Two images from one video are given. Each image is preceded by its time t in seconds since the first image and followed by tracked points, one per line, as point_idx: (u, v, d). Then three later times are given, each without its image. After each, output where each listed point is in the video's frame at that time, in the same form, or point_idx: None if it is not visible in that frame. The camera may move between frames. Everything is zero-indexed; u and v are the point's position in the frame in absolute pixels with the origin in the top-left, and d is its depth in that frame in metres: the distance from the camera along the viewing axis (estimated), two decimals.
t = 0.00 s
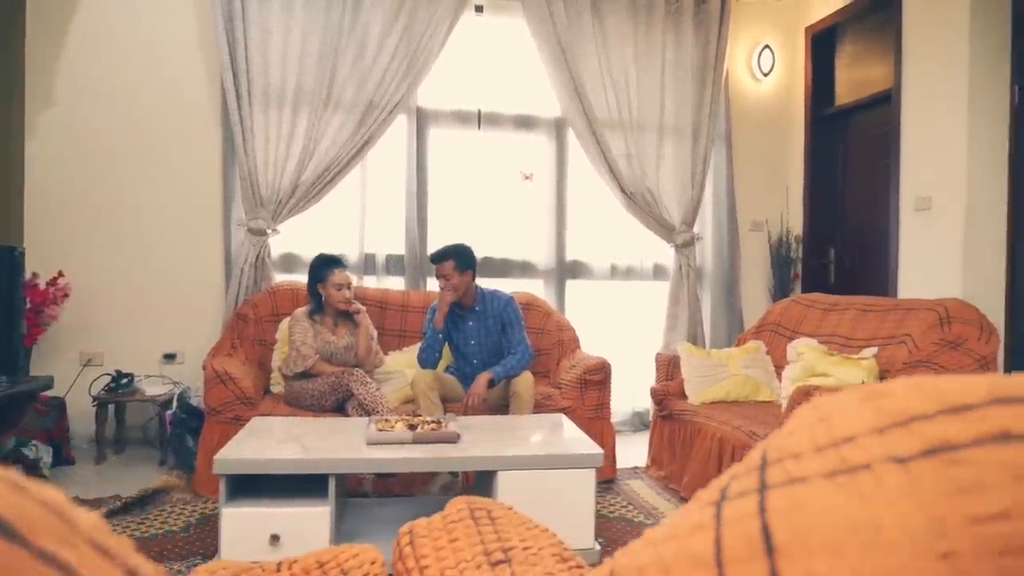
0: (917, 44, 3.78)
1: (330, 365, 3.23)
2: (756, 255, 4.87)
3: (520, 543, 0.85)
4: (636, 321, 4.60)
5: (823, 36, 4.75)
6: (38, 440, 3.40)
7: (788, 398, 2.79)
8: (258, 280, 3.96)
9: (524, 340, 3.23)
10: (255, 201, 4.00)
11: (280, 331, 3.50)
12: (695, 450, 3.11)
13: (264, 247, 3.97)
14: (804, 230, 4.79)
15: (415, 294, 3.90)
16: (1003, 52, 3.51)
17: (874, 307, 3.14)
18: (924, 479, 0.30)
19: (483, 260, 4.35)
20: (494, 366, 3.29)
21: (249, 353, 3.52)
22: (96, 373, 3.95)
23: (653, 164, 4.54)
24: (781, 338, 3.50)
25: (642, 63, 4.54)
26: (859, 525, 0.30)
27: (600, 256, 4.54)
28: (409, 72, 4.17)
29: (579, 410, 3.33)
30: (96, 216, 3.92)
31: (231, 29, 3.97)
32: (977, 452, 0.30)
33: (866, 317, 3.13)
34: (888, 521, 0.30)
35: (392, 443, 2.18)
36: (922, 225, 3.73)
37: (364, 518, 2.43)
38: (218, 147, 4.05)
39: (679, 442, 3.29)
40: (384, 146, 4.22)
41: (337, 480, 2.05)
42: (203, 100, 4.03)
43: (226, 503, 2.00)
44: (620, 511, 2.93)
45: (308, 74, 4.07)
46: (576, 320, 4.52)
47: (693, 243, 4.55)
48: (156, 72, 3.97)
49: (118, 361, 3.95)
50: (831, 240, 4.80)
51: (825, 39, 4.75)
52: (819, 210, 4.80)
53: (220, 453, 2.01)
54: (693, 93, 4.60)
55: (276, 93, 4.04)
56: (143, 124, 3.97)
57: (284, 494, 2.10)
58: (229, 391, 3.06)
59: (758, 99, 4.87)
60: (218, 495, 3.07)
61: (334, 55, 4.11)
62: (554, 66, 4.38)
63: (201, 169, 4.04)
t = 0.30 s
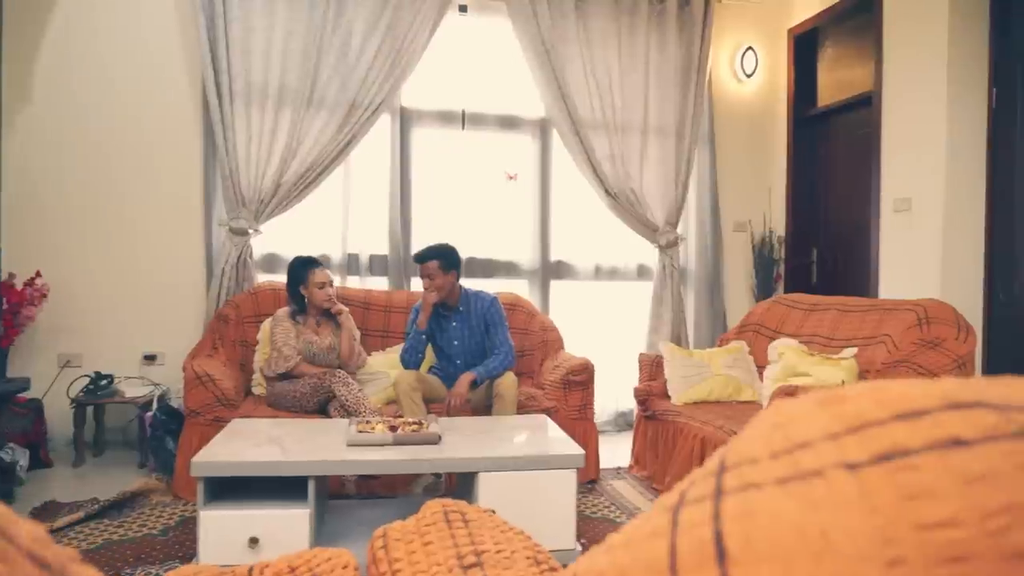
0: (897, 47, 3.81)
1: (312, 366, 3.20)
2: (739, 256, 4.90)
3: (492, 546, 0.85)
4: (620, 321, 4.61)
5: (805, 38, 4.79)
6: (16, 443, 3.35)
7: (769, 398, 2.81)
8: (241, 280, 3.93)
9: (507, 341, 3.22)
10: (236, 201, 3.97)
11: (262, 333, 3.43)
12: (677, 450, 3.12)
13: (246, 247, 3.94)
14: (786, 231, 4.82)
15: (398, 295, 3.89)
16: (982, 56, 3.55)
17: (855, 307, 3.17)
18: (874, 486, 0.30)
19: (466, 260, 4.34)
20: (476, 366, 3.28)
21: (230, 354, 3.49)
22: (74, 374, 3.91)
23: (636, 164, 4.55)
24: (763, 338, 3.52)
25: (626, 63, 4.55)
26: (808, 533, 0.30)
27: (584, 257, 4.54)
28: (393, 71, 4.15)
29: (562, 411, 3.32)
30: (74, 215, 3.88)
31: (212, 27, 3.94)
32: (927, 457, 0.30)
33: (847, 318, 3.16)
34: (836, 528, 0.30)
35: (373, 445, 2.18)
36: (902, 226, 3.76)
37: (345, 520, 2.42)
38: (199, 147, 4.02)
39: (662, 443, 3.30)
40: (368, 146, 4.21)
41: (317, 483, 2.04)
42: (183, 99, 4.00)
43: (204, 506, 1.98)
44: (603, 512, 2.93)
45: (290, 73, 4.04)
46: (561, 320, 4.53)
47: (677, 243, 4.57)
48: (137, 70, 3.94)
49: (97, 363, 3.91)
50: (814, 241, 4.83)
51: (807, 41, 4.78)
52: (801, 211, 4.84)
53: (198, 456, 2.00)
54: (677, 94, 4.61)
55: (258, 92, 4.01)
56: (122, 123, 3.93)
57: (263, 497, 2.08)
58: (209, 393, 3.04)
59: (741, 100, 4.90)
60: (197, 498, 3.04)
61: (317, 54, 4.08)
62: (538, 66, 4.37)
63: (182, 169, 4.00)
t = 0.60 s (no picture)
0: (886, 48, 3.83)
1: (301, 367, 3.19)
2: (729, 256, 4.91)
3: (474, 550, 0.85)
4: (610, 322, 4.62)
5: (795, 39, 4.80)
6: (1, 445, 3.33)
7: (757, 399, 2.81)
8: (229, 281, 3.91)
9: (497, 342, 3.21)
10: (225, 201, 3.95)
11: (250, 334, 3.40)
12: (666, 450, 3.12)
13: (234, 247, 3.92)
14: (776, 231, 4.84)
15: (388, 295, 3.87)
16: (969, 57, 3.56)
17: (843, 308, 3.18)
18: (842, 496, 0.30)
19: (456, 260, 4.33)
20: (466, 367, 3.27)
21: (219, 355, 3.47)
22: (61, 376, 3.88)
23: (626, 165, 4.55)
24: (753, 339, 3.52)
25: (616, 64, 4.55)
26: (775, 541, 0.30)
27: (574, 257, 4.54)
28: (382, 71, 4.14)
29: (552, 411, 3.32)
30: (61, 216, 3.86)
31: (200, 26, 3.92)
32: (894, 466, 0.30)
33: (836, 319, 3.16)
34: (802, 538, 0.29)
35: (360, 446, 2.17)
36: (890, 227, 3.78)
37: (333, 522, 2.41)
38: (186, 147, 4.00)
39: (651, 443, 3.30)
40: (357, 146, 4.19)
41: (303, 485, 2.03)
42: (171, 98, 3.98)
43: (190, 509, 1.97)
44: (591, 512, 2.93)
45: (279, 72, 4.02)
46: (551, 321, 4.53)
47: (667, 244, 4.57)
48: (124, 70, 3.92)
49: (83, 365, 3.89)
50: (803, 241, 4.84)
51: (797, 43, 4.80)
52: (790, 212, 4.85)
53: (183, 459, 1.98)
54: (667, 94, 4.61)
55: (246, 91, 3.99)
56: (109, 123, 3.91)
57: (250, 499, 2.07)
58: (196, 394, 3.03)
59: (731, 101, 4.91)
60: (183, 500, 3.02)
61: (306, 53, 4.06)
62: (529, 67, 4.37)
63: (169, 169, 3.98)
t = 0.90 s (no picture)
0: (878, 50, 3.83)
1: (292, 368, 3.17)
2: (723, 256, 4.91)
3: (458, 556, 0.84)
4: (604, 323, 4.61)
5: (788, 40, 4.81)
6: None
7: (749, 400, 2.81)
8: (221, 281, 3.89)
9: (489, 343, 3.20)
10: (216, 201, 3.94)
11: (242, 336, 3.39)
12: (659, 451, 3.12)
13: (226, 248, 3.90)
14: (769, 232, 4.84)
15: (380, 296, 3.86)
16: (961, 59, 3.57)
17: (836, 309, 3.18)
18: (811, 509, 0.29)
19: (449, 261, 4.32)
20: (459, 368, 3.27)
21: (210, 356, 3.45)
22: (51, 377, 3.86)
23: (620, 165, 4.55)
24: (746, 340, 3.52)
25: (609, 64, 4.54)
26: (740, 555, 0.29)
27: (568, 258, 4.54)
28: (375, 71, 4.13)
29: (544, 412, 3.31)
30: (51, 216, 3.84)
31: (191, 26, 3.91)
32: (863, 478, 0.29)
33: (828, 320, 3.17)
34: (768, 552, 0.29)
35: (350, 448, 2.16)
36: (883, 228, 3.78)
37: (323, 524, 2.40)
38: (178, 148, 3.98)
39: (644, 444, 3.29)
40: (350, 146, 4.18)
41: (293, 487, 2.02)
42: (162, 99, 3.96)
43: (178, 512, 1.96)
44: (584, 514, 2.93)
45: (271, 72, 4.01)
46: (544, 322, 4.52)
47: (660, 244, 4.56)
48: (115, 70, 3.90)
49: (74, 366, 3.87)
50: (796, 242, 4.84)
51: (790, 44, 4.80)
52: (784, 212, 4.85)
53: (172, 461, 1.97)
54: (661, 95, 4.61)
55: (238, 91, 3.98)
56: (100, 123, 3.89)
57: (239, 502, 2.06)
58: (187, 396, 3.01)
59: (724, 102, 4.91)
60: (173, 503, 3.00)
61: (298, 54, 4.05)
62: (522, 67, 4.36)
63: (160, 170, 3.96)
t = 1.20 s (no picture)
0: (872, 50, 3.83)
1: (283, 369, 3.16)
2: (716, 256, 4.91)
3: (439, 560, 0.83)
4: (597, 323, 4.61)
5: (782, 40, 4.81)
6: None
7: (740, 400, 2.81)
8: (213, 282, 3.88)
9: (481, 344, 3.19)
10: (208, 202, 3.93)
11: (233, 337, 3.38)
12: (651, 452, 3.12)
13: (218, 248, 3.89)
14: (763, 233, 4.84)
15: (373, 296, 3.85)
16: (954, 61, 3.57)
17: (828, 309, 3.18)
18: (767, 518, 0.29)
19: (443, 262, 4.32)
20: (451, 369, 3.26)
21: (201, 357, 3.44)
22: (42, 377, 3.85)
23: (613, 165, 4.54)
24: (739, 340, 3.52)
25: (603, 64, 4.54)
26: (695, 566, 0.29)
27: (561, 258, 4.54)
28: (368, 71, 4.12)
29: (537, 413, 3.31)
30: (42, 217, 3.84)
31: (183, 25, 3.89)
32: (821, 488, 0.29)
33: (820, 320, 3.17)
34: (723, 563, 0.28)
35: (340, 450, 2.15)
36: (876, 228, 3.79)
37: (314, 525, 2.39)
38: (170, 147, 3.97)
39: (637, 445, 3.29)
40: (343, 146, 4.17)
41: (282, 489, 2.01)
42: (154, 99, 3.95)
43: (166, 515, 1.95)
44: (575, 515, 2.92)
45: (263, 72, 4.00)
46: (538, 322, 4.52)
47: (654, 245, 4.55)
48: (107, 71, 3.89)
49: (65, 367, 3.85)
50: (790, 242, 4.84)
51: (784, 44, 4.81)
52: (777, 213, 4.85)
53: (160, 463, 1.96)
54: (655, 95, 4.60)
55: (230, 91, 3.97)
56: (92, 124, 3.88)
57: (227, 504, 2.05)
58: (178, 397, 3.00)
59: (718, 102, 4.91)
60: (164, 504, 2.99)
61: (291, 54, 4.03)
62: (516, 68, 4.36)
63: (153, 170, 3.95)
